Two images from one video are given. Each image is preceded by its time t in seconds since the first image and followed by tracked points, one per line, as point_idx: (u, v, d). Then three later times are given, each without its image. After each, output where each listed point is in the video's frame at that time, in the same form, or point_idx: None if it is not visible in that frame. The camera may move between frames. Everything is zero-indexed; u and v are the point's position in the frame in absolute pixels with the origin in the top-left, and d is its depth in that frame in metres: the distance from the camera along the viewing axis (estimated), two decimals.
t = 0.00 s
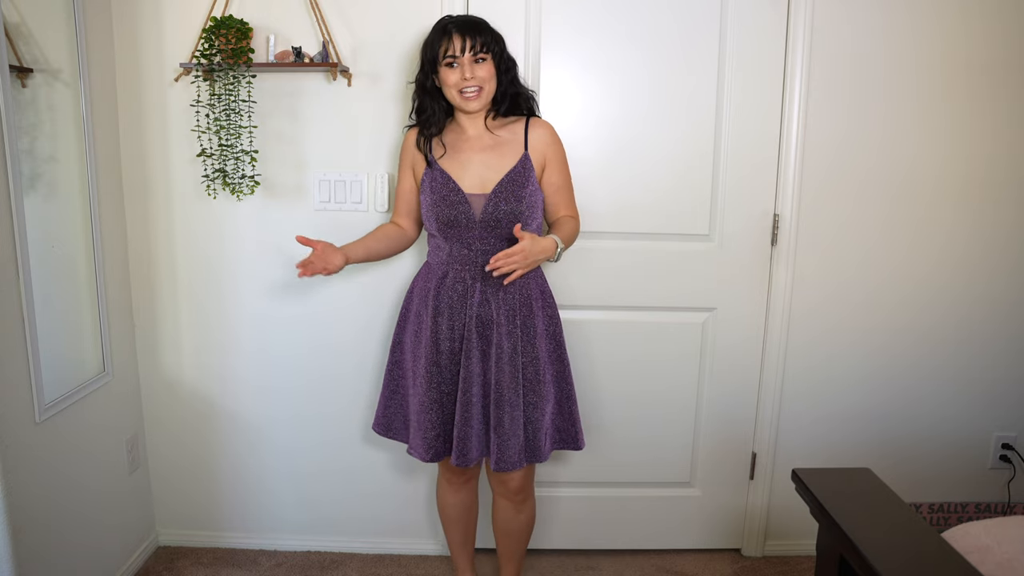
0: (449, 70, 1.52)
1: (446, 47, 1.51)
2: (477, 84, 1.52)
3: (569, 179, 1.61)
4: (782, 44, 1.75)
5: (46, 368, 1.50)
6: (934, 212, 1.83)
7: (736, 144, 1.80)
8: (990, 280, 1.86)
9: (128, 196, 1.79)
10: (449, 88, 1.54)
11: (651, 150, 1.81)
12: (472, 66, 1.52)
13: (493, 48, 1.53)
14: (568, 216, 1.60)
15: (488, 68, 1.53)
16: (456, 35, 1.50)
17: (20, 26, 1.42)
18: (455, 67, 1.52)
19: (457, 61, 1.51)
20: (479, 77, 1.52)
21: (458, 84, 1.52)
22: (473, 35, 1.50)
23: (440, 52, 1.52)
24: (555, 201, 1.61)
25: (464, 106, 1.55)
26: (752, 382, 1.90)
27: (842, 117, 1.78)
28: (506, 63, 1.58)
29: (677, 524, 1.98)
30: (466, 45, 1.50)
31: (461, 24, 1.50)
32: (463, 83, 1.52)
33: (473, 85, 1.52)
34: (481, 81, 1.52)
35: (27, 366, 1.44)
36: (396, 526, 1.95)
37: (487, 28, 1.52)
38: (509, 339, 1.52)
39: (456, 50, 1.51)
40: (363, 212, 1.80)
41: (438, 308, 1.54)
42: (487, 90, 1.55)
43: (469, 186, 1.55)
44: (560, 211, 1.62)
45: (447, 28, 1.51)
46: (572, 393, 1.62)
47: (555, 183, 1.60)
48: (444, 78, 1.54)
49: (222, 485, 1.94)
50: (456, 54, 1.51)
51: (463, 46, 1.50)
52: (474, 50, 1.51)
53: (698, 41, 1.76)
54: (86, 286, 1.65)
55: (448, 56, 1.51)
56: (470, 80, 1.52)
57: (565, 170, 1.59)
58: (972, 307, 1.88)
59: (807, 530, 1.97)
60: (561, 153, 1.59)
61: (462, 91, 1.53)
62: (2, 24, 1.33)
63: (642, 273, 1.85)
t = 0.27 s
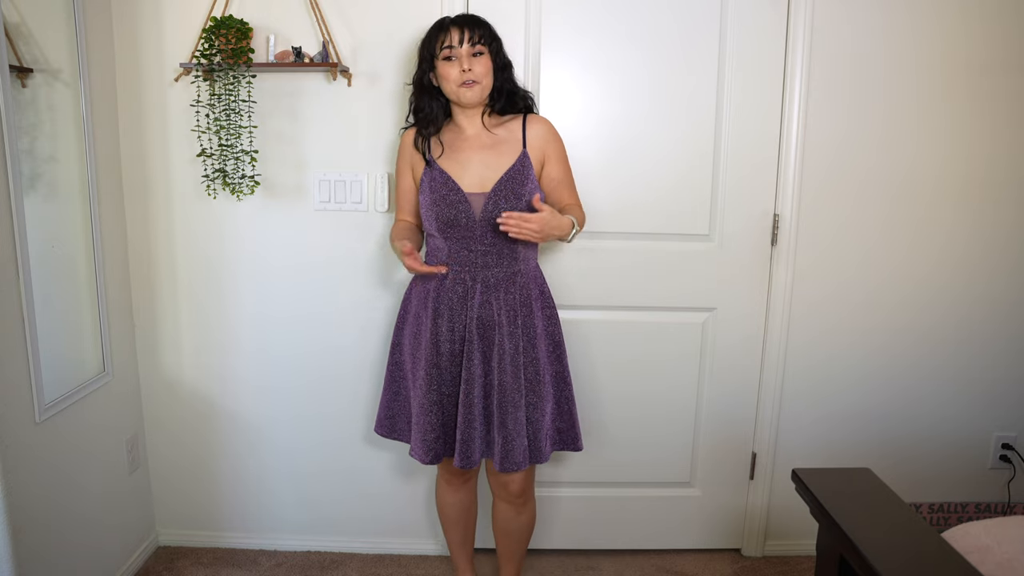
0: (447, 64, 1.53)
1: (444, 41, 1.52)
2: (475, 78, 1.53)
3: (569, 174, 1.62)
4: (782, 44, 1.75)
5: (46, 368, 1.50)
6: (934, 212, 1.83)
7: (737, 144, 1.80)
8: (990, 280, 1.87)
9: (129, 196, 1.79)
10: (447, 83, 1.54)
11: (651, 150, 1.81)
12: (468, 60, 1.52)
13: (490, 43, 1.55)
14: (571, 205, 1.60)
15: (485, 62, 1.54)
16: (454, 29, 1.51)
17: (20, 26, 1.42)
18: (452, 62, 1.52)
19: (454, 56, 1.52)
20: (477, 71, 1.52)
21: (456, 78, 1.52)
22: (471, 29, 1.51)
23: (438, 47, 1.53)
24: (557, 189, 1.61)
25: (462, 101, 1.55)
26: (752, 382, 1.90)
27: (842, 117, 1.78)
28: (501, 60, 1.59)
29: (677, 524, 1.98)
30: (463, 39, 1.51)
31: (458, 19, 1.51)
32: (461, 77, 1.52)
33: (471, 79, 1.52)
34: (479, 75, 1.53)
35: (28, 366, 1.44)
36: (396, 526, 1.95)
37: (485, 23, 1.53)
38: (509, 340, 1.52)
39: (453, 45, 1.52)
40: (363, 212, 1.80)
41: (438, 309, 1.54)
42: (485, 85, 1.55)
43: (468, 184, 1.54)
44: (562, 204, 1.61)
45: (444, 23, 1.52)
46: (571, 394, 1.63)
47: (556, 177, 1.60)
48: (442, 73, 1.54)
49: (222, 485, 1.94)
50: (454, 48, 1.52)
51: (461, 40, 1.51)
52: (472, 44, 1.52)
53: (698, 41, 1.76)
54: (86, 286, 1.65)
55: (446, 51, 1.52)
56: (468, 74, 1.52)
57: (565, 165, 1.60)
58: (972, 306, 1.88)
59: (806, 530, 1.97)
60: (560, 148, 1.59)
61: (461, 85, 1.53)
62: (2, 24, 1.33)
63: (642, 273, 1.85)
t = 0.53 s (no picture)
0: (446, 67, 1.52)
1: (443, 44, 1.51)
2: (475, 81, 1.53)
3: (568, 178, 1.62)
4: (782, 44, 1.75)
5: (46, 368, 1.50)
6: (934, 212, 1.83)
7: (736, 144, 1.80)
8: (990, 280, 1.86)
9: (128, 196, 1.79)
10: (447, 87, 1.54)
11: (651, 150, 1.81)
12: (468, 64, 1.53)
13: (489, 45, 1.55)
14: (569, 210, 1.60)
15: (485, 64, 1.54)
16: (453, 32, 1.51)
17: (20, 26, 1.42)
18: (452, 64, 1.52)
19: (454, 58, 1.52)
20: (477, 74, 1.52)
21: (456, 82, 1.52)
22: (470, 32, 1.51)
23: (437, 50, 1.53)
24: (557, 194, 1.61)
25: (462, 105, 1.55)
26: (752, 382, 1.90)
27: (842, 117, 1.78)
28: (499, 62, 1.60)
29: (677, 524, 1.98)
30: (463, 42, 1.51)
31: (456, 22, 1.51)
32: (461, 80, 1.52)
33: (472, 82, 1.52)
34: (479, 78, 1.53)
35: (27, 366, 1.44)
36: (396, 526, 1.95)
37: (484, 26, 1.53)
38: (513, 340, 1.52)
39: (453, 48, 1.51)
40: (363, 212, 1.80)
41: (441, 310, 1.54)
42: (485, 88, 1.55)
43: (470, 186, 1.54)
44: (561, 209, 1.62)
45: (443, 26, 1.52)
46: (573, 393, 1.63)
47: (555, 181, 1.60)
48: (441, 75, 1.54)
49: (222, 485, 1.94)
50: (454, 51, 1.51)
51: (461, 43, 1.51)
52: (471, 47, 1.52)
53: (698, 41, 1.76)
54: (86, 286, 1.65)
55: (446, 54, 1.52)
56: (469, 77, 1.52)
57: (564, 168, 1.60)
58: (973, 307, 1.88)
59: (806, 530, 1.97)
60: (559, 151, 1.59)
61: (461, 88, 1.53)
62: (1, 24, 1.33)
63: (642, 273, 1.85)
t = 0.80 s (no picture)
0: (446, 68, 1.53)
1: (444, 45, 1.51)
2: (475, 82, 1.53)
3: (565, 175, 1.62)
4: (782, 44, 1.75)
5: (46, 368, 1.50)
6: (934, 212, 1.83)
7: (736, 144, 1.80)
8: (990, 280, 1.86)
9: (128, 196, 1.79)
10: (447, 87, 1.54)
11: (651, 150, 1.81)
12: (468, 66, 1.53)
13: (489, 46, 1.55)
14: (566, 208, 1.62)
15: (485, 66, 1.54)
16: (454, 33, 1.51)
17: (20, 26, 1.42)
18: (452, 65, 1.52)
19: (454, 59, 1.52)
20: (476, 75, 1.53)
21: (456, 83, 1.52)
22: (471, 34, 1.51)
23: (437, 50, 1.52)
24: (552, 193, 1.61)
25: (461, 105, 1.55)
26: (752, 382, 1.90)
27: (842, 117, 1.78)
28: (499, 62, 1.59)
29: (677, 524, 1.98)
30: (463, 43, 1.51)
31: (457, 23, 1.51)
32: (461, 81, 1.52)
33: (471, 83, 1.52)
34: (479, 79, 1.53)
35: (28, 366, 1.44)
36: (396, 526, 1.95)
37: (484, 27, 1.52)
38: (514, 338, 1.52)
39: (453, 49, 1.51)
40: (363, 212, 1.80)
41: (441, 311, 1.54)
42: (484, 88, 1.55)
43: (467, 185, 1.55)
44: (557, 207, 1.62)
45: (443, 26, 1.52)
46: (576, 392, 1.63)
47: (552, 180, 1.60)
48: (441, 76, 1.54)
49: (222, 485, 1.94)
50: (454, 52, 1.51)
51: (461, 44, 1.51)
52: (471, 48, 1.52)
53: (698, 41, 1.76)
54: (86, 286, 1.65)
55: (446, 55, 1.52)
56: (468, 78, 1.52)
57: (561, 167, 1.60)
58: (973, 307, 1.88)
59: (806, 530, 1.97)
60: (556, 150, 1.60)
61: (460, 90, 1.53)
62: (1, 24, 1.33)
63: (642, 273, 1.85)
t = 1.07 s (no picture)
0: (447, 69, 1.52)
1: (445, 46, 1.51)
2: (475, 85, 1.52)
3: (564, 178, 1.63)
4: (782, 44, 1.75)
5: (46, 368, 1.50)
6: (934, 212, 1.83)
7: (736, 144, 1.80)
8: (990, 280, 1.87)
9: (129, 196, 1.79)
10: (448, 89, 1.54)
11: (651, 150, 1.81)
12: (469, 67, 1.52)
13: (490, 48, 1.54)
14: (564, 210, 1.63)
15: (485, 68, 1.53)
16: (455, 35, 1.50)
17: (20, 26, 1.42)
18: (452, 66, 1.52)
19: (455, 61, 1.51)
20: (477, 77, 1.52)
21: (457, 85, 1.52)
22: (472, 35, 1.50)
23: (438, 50, 1.51)
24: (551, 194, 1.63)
25: (460, 106, 1.55)
26: (752, 382, 1.91)
27: (842, 117, 1.78)
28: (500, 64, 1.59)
29: (677, 524, 1.98)
30: (465, 44, 1.50)
31: (459, 24, 1.50)
32: (461, 83, 1.52)
33: (472, 85, 1.52)
34: (479, 81, 1.53)
35: (28, 366, 1.44)
36: (396, 526, 1.95)
37: (486, 28, 1.52)
38: (510, 339, 1.52)
39: (454, 51, 1.51)
40: (363, 212, 1.80)
41: (437, 311, 1.54)
42: (485, 90, 1.55)
43: (466, 187, 1.55)
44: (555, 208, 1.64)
45: (445, 27, 1.51)
46: (571, 393, 1.64)
47: (551, 181, 1.62)
48: (441, 77, 1.53)
49: (222, 485, 1.94)
50: (456, 53, 1.51)
51: (463, 46, 1.50)
52: (472, 50, 1.51)
53: (698, 41, 1.76)
54: (86, 286, 1.65)
55: (447, 57, 1.51)
56: (469, 81, 1.52)
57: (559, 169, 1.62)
58: (972, 307, 1.88)
59: (806, 530, 1.97)
60: (555, 152, 1.61)
61: (460, 91, 1.53)
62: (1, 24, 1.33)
63: (642, 273, 1.85)
